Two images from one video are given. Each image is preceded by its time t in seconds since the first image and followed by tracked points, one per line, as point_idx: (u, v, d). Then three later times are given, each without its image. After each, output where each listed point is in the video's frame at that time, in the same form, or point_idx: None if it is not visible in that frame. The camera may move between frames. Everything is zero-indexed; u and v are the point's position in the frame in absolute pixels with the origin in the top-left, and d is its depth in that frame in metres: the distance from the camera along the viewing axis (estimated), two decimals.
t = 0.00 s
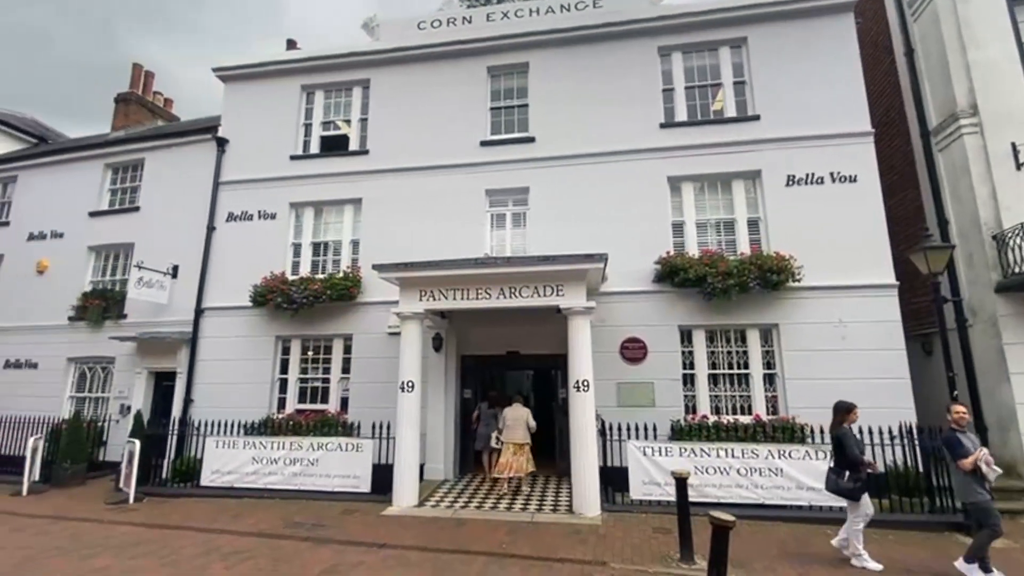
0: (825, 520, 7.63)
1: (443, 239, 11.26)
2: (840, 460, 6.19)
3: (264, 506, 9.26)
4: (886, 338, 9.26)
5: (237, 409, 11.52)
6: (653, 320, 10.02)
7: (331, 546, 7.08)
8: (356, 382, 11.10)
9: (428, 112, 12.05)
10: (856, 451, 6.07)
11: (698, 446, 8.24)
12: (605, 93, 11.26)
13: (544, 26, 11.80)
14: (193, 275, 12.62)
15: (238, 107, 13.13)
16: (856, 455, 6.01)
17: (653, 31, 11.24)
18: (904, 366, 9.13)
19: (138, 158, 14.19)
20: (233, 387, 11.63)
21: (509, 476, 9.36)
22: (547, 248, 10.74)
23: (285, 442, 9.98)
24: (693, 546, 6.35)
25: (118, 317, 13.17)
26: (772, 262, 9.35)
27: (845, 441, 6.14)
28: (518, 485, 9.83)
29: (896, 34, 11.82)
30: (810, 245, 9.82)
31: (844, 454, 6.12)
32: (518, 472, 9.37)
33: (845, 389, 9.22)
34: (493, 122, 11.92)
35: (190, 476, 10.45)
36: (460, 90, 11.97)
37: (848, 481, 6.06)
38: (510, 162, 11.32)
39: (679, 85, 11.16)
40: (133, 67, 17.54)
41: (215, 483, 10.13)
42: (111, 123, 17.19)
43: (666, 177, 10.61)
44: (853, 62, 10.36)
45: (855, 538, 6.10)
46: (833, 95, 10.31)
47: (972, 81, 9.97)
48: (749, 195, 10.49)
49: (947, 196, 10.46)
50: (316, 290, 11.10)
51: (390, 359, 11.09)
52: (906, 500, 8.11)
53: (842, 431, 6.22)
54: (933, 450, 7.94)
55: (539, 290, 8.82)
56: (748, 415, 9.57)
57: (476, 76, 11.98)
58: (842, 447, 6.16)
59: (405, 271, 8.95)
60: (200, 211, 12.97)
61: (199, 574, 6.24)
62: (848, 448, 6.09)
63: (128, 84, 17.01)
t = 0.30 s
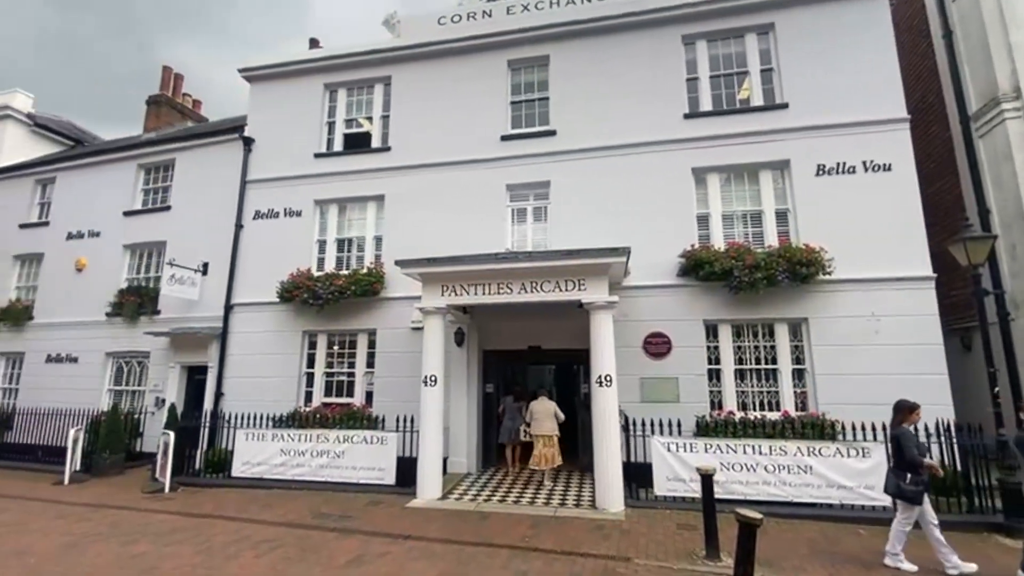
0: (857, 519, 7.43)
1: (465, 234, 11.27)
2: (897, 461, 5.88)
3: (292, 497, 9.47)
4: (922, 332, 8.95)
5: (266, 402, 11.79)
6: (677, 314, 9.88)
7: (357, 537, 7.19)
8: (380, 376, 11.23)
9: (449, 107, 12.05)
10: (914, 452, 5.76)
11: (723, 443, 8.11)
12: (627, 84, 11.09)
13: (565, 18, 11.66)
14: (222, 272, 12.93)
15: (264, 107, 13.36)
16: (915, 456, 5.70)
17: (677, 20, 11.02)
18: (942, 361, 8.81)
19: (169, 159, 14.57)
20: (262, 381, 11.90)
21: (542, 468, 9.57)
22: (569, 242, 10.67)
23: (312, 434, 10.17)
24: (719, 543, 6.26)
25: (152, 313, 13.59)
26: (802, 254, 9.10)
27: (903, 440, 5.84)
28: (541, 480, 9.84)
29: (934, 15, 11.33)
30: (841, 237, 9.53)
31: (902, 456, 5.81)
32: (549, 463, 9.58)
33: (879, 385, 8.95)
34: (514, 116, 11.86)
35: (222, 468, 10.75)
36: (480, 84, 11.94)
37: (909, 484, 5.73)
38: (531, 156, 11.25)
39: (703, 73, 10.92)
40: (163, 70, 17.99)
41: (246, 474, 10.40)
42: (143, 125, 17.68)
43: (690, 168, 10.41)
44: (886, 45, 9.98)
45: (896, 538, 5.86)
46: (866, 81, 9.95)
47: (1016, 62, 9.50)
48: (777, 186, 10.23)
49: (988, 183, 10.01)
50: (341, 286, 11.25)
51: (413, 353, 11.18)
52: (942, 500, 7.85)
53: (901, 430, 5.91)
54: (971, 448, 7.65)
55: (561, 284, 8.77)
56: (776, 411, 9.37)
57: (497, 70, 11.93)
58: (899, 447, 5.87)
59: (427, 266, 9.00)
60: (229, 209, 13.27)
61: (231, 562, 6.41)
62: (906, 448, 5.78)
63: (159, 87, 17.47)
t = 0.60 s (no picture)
0: (892, 520, 7.18)
1: (487, 229, 11.25)
2: (966, 462, 5.60)
3: (320, 488, 9.65)
4: (963, 326, 8.57)
5: (294, 396, 12.03)
6: (704, 308, 9.69)
7: (382, 528, 7.27)
8: (405, 371, 11.33)
9: (470, 102, 12.04)
10: (984, 453, 5.47)
11: (751, 440, 7.93)
12: (651, 75, 10.88)
13: (587, 8, 11.50)
14: (251, 269, 13.22)
15: (290, 106, 13.58)
16: (985, 456, 5.42)
17: (703, 7, 10.76)
18: (985, 357, 8.43)
19: (199, 159, 14.94)
20: (291, 375, 12.14)
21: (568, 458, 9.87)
22: (592, 236, 10.56)
23: (339, 428, 10.34)
24: (746, 542, 6.12)
25: (186, 309, 13.99)
26: (834, 245, 8.81)
27: (972, 439, 5.59)
28: (564, 475, 9.81)
29: None
30: (876, 228, 9.19)
31: (971, 456, 5.54)
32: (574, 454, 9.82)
33: (916, 382, 8.62)
34: (536, 110, 11.77)
35: (253, 459, 11.06)
36: (501, 79, 11.88)
37: (974, 485, 5.42)
38: (554, 149, 11.16)
39: (731, 62, 10.64)
40: (194, 72, 18.44)
41: (276, 465, 10.63)
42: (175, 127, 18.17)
43: (717, 160, 10.17)
44: (925, 27, 9.56)
45: (982, 537, 5.43)
46: (903, 65, 9.55)
47: None
48: (808, 176, 9.92)
49: None
50: (366, 282, 11.38)
51: (436, 348, 11.24)
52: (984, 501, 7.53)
53: (971, 428, 5.67)
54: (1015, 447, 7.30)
55: (583, 279, 8.67)
56: (807, 407, 9.12)
57: (518, 64, 11.85)
58: (968, 446, 5.61)
59: (450, 262, 9.03)
60: (257, 207, 13.54)
61: (260, 551, 6.55)
62: (975, 447, 5.52)
63: (189, 89, 17.92)
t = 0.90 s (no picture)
0: (931, 521, 6.90)
1: (510, 224, 11.20)
2: None
3: (348, 480, 9.80)
4: (1010, 320, 8.16)
5: (323, 389, 12.24)
6: (732, 302, 9.47)
7: (408, 520, 7.33)
8: (430, 366, 11.40)
9: (493, 96, 11.98)
10: None
11: (782, 437, 7.71)
12: (677, 64, 10.63)
13: None
14: (280, 265, 13.49)
15: (315, 105, 13.77)
16: None
17: None
18: None
19: (229, 159, 15.28)
20: (319, 369, 12.35)
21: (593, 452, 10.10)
22: (616, 229, 10.41)
23: (366, 421, 10.48)
24: (777, 541, 5.96)
25: (219, 305, 14.37)
26: (870, 236, 8.47)
27: None
28: (589, 470, 9.74)
29: None
30: (915, 218, 8.81)
31: None
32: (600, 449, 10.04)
33: (958, 378, 8.26)
34: (559, 103, 11.64)
35: (284, 451, 11.19)
36: (524, 72, 11.78)
37: None
38: (578, 142, 11.02)
39: (760, 48, 10.32)
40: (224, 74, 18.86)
41: (305, 457, 10.85)
42: (207, 128, 18.64)
43: (746, 149, 9.89)
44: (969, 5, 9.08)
45: None
46: (945, 47, 9.11)
47: None
48: (842, 164, 9.57)
49: None
50: (390, 278, 11.48)
51: (460, 343, 11.28)
52: None
53: None
54: None
55: (608, 273, 8.53)
56: (841, 404, 8.83)
57: (541, 56, 11.73)
58: None
59: (473, 256, 9.01)
60: (285, 204, 13.80)
61: (289, 540, 6.68)
62: None
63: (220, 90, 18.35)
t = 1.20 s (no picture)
0: (976, 523, 6.60)
1: (534, 218, 11.13)
2: None
3: (375, 472, 9.94)
4: None
5: (350, 383, 12.43)
6: (763, 296, 9.22)
7: (433, 513, 7.39)
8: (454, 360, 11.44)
9: (515, 90, 11.90)
10: None
11: (815, 434, 7.49)
12: (704, 52, 10.37)
13: None
14: (308, 261, 13.72)
15: (341, 103, 13.94)
16: None
17: None
18: None
19: (258, 158, 15.58)
20: (347, 363, 12.55)
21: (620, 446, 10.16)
22: (641, 223, 10.25)
23: (392, 414, 10.60)
24: (809, 540, 5.79)
25: (250, 301, 14.71)
26: (910, 226, 8.12)
27: None
28: (615, 465, 9.65)
29: None
30: (958, 207, 8.42)
31: None
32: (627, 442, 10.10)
33: (1005, 374, 7.87)
34: (582, 95, 11.49)
35: (314, 443, 11.40)
36: (547, 64, 11.66)
37: None
38: (601, 134, 10.87)
39: (791, 32, 9.98)
40: (252, 75, 19.23)
41: (334, 449, 11.05)
42: (237, 128, 19.05)
43: (777, 138, 9.59)
44: None
45: None
46: (991, 25, 8.64)
47: None
48: (879, 152, 9.20)
49: None
50: (415, 273, 11.56)
51: (484, 338, 11.28)
52: None
53: None
54: None
55: (633, 267, 8.39)
56: (877, 401, 8.53)
57: (564, 48, 11.58)
58: None
59: (496, 251, 9.00)
60: (312, 202, 14.02)
61: (318, 530, 6.80)
62: None
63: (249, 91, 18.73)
